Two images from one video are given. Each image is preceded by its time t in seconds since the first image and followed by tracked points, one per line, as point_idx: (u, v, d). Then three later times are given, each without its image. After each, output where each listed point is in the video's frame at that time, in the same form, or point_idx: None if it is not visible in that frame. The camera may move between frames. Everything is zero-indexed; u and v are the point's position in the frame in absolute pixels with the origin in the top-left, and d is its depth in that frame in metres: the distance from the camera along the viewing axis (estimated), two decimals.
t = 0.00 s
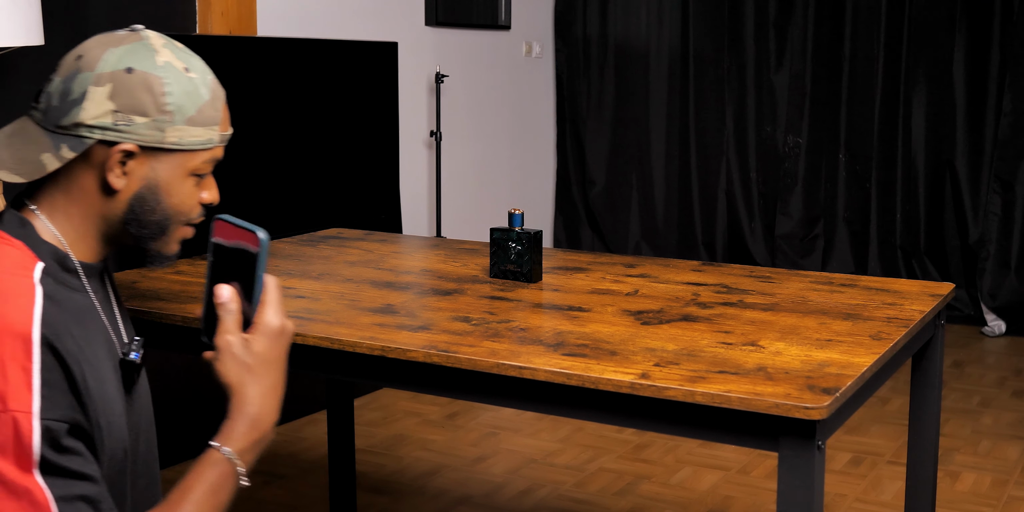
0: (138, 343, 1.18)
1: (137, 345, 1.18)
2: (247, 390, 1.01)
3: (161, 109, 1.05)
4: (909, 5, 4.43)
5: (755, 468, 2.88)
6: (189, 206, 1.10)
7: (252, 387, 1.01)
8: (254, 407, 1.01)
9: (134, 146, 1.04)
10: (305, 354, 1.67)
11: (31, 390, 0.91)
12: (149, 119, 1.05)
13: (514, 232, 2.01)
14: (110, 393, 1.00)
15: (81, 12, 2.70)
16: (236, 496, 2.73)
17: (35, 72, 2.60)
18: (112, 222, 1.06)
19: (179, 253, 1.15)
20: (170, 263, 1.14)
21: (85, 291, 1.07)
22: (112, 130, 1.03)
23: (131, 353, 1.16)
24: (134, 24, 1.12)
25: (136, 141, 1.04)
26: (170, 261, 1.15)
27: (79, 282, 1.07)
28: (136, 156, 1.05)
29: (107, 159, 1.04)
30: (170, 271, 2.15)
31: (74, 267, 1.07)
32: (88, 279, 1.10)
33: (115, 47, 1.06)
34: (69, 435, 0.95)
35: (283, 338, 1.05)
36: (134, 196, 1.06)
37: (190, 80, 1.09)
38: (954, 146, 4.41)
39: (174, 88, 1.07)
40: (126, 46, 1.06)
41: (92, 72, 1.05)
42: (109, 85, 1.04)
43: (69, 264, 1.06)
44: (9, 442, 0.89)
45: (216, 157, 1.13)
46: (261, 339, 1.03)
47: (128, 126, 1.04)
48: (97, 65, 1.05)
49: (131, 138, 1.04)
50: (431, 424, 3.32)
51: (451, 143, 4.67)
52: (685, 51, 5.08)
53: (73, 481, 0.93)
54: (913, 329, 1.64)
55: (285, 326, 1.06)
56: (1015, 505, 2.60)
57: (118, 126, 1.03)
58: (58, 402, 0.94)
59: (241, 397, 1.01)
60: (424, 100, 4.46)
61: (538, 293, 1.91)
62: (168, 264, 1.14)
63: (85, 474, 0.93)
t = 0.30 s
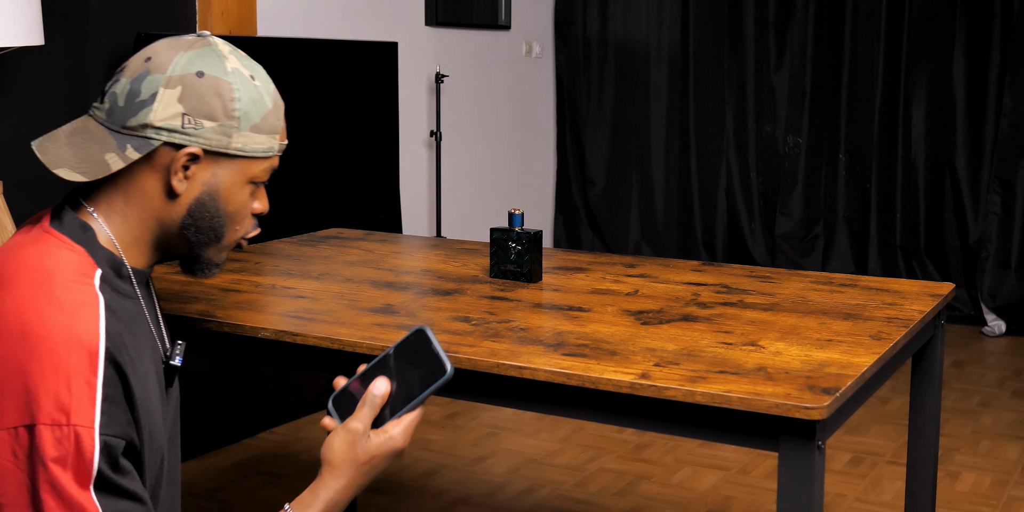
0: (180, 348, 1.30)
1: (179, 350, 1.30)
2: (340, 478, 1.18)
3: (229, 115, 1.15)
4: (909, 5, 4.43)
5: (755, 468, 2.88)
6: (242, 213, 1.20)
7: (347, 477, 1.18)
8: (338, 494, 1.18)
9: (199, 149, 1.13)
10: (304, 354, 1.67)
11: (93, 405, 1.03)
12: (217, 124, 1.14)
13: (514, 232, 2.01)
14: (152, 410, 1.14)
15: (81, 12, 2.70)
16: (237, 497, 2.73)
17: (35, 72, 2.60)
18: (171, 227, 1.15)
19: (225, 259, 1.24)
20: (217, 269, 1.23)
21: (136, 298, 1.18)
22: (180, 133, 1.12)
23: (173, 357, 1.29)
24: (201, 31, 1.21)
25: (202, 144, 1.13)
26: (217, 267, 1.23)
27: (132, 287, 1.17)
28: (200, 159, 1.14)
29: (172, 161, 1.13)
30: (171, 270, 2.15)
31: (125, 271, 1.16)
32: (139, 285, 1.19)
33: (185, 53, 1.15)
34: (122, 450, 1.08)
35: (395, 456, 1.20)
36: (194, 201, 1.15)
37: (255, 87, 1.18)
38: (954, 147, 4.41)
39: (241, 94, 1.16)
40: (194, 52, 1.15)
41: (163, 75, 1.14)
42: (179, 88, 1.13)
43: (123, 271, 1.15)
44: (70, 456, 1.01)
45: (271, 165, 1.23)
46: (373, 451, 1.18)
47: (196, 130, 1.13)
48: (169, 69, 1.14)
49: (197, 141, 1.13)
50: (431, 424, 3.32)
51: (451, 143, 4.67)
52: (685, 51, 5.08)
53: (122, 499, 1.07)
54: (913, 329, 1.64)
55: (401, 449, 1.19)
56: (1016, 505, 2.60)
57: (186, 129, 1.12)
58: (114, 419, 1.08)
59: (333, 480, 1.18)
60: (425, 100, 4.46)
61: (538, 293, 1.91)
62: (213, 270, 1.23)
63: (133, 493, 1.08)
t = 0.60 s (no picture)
0: (167, 347, 1.30)
1: (166, 350, 1.30)
2: (296, 477, 1.15)
3: (221, 127, 1.19)
4: (909, 5, 4.43)
5: (755, 468, 2.88)
6: (224, 226, 1.23)
7: (303, 477, 1.15)
8: (295, 494, 1.14)
9: (188, 156, 1.17)
10: (305, 354, 1.67)
11: (65, 395, 1.04)
12: (209, 134, 1.18)
13: (514, 232, 2.01)
14: (129, 407, 1.14)
15: (82, 12, 2.70)
16: (236, 497, 2.73)
17: (35, 72, 2.60)
18: (152, 230, 1.18)
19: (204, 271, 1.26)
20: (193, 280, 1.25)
21: (120, 297, 1.20)
22: (171, 138, 1.16)
23: (160, 357, 1.29)
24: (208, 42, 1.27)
25: (192, 152, 1.17)
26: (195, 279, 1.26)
27: (112, 284, 1.19)
28: (187, 167, 1.18)
29: (159, 166, 1.17)
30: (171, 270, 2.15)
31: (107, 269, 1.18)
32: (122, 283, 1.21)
33: (188, 62, 1.20)
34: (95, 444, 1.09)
35: (350, 459, 1.19)
36: (177, 206, 1.18)
37: (251, 103, 1.23)
38: (954, 146, 4.41)
39: (237, 108, 1.21)
40: (197, 62, 1.20)
41: (163, 81, 1.19)
42: (177, 95, 1.18)
43: (106, 269, 1.18)
44: (38, 444, 1.03)
45: (259, 182, 1.27)
46: (328, 450, 1.17)
47: (187, 137, 1.17)
48: (171, 77, 1.19)
49: (187, 149, 1.17)
50: (431, 424, 3.32)
51: (451, 143, 4.67)
52: (685, 51, 5.08)
53: (89, 494, 1.06)
54: (913, 329, 1.64)
55: (356, 446, 1.19)
56: (1016, 505, 2.60)
57: (178, 135, 1.17)
58: (87, 413, 1.08)
59: (289, 480, 1.14)
60: (424, 101, 4.47)
61: (539, 293, 1.91)
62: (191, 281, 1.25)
63: (102, 490, 1.07)
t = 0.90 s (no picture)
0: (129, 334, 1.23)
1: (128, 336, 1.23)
2: (236, 381, 1.07)
3: (147, 98, 1.13)
4: (909, 5, 4.43)
5: (755, 468, 2.88)
6: (169, 199, 1.15)
7: (243, 378, 1.07)
8: (244, 398, 1.06)
9: (120, 131, 1.10)
10: (304, 354, 1.67)
11: (16, 362, 0.92)
12: (136, 106, 1.11)
13: (514, 232, 2.01)
14: (90, 381, 1.07)
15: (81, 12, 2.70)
16: (236, 497, 2.72)
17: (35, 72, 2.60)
18: (96, 211, 1.10)
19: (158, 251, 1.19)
20: (148, 262, 1.17)
21: (72, 282, 1.13)
22: (100, 115, 1.09)
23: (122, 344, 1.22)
24: (123, 25, 1.21)
25: (122, 126, 1.10)
26: (149, 261, 1.18)
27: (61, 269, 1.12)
28: (121, 141, 1.11)
29: (94, 144, 1.09)
30: (170, 270, 2.15)
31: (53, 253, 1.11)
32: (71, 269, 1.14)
33: (105, 41, 1.14)
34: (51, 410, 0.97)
35: (282, 344, 1.12)
36: (118, 183, 1.11)
37: (174, 74, 1.17)
38: (954, 147, 4.41)
39: (159, 80, 1.15)
40: (114, 40, 1.14)
41: (82, 62, 1.12)
42: (99, 73, 1.12)
43: (53, 254, 1.11)
44: None
45: (196, 152, 1.20)
46: (259, 342, 1.10)
47: (115, 112, 1.10)
48: (90, 56, 1.12)
49: (118, 124, 1.10)
50: (431, 424, 3.32)
51: (451, 143, 4.67)
52: (685, 52, 5.08)
53: (56, 455, 0.96)
54: (913, 329, 1.64)
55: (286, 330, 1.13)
56: (1016, 505, 2.60)
57: (106, 111, 1.10)
58: (41, 378, 0.98)
59: (230, 387, 1.06)
60: (424, 101, 4.46)
61: (538, 293, 1.91)
62: (146, 263, 1.18)
63: (67, 449, 0.96)
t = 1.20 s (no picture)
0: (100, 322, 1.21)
1: (99, 324, 1.22)
2: (235, 335, 1.05)
3: (92, 75, 1.09)
4: (909, 5, 4.43)
5: (755, 468, 2.88)
6: (129, 175, 1.14)
7: (241, 332, 1.05)
8: (243, 352, 1.05)
9: (72, 109, 1.07)
10: (305, 354, 1.67)
11: None
12: (83, 83, 1.08)
13: (514, 232, 2.01)
14: (67, 362, 1.06)
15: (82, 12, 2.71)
16: (236, 496, 2.73)
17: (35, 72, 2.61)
18: (60, 194, 1.08)
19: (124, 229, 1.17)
20: (115, 241, 1.16)
21: (39, 272, 1.12)
22: (50, 97, 1.06)
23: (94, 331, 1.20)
24: (55, 15, 1.18)
25: (74, 105, 1.07)
26: (117, 239, 1.17)
27: (27, 259, 1.10)
28: (74, 120, 1.07)
29: (47, 127, 1.06)
30: (170, 270, 2.15)
31: (23, 246, 1.10)
32: (38, 260, 1.12)
33: (41, 28, 1.11)
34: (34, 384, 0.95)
35: (275, 289, 1.10)
36: (78, 163, 1.08)
37: (115, 52, 1.14)
38: (953, 147, 4.41)
39: (102, 57, 1.12)
40: (50, 26, 1.11)
41: (22, 50, 1.08)
42: (41, 57, 1.08)
43: (18, 243, 1.09)
44: None
45: (148, 127, 1.18)
46: (256, 292, 1.08)
47: (63, 91, 1.07)
48: (28, 43, 1.09)
49: (67, 102, 1.07)
50: (431, 424, 3.32)
51: (451, 143, 4.67)
52: (685, 52, 5.08)
53: (47, 424, 0.93)
54: (913, 329, 1.64)
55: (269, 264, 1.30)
56: (1016, 505, 2.60)
57: (54, 92, 1.06)
58: (21, 356, 0.97)
59: (230, 342, 1.05)
60: (424, 101, 4.47)
61: (538, 293, 1.91)
62: (114, 244, 1.17)
63: (58, 418, 0.94)
